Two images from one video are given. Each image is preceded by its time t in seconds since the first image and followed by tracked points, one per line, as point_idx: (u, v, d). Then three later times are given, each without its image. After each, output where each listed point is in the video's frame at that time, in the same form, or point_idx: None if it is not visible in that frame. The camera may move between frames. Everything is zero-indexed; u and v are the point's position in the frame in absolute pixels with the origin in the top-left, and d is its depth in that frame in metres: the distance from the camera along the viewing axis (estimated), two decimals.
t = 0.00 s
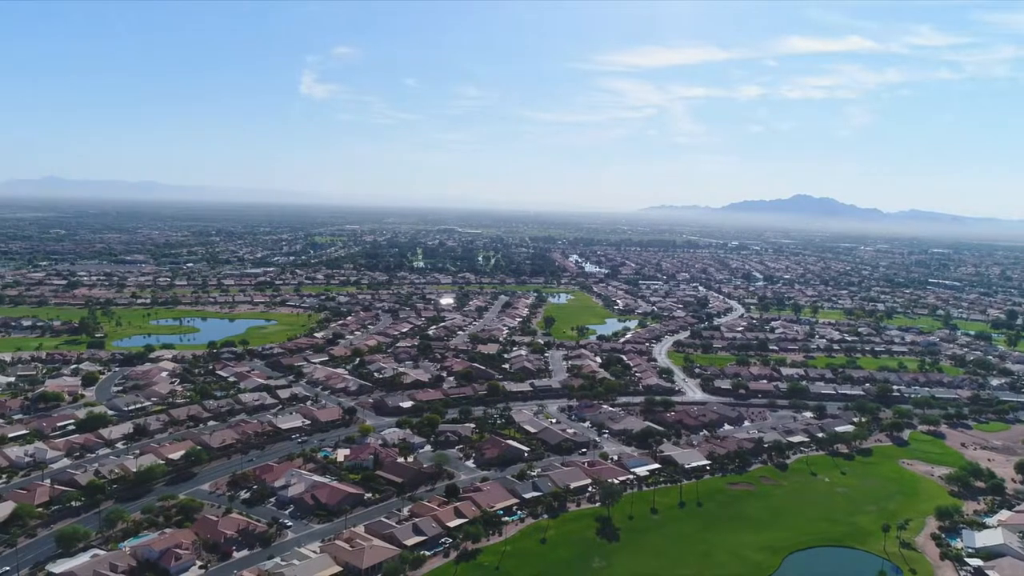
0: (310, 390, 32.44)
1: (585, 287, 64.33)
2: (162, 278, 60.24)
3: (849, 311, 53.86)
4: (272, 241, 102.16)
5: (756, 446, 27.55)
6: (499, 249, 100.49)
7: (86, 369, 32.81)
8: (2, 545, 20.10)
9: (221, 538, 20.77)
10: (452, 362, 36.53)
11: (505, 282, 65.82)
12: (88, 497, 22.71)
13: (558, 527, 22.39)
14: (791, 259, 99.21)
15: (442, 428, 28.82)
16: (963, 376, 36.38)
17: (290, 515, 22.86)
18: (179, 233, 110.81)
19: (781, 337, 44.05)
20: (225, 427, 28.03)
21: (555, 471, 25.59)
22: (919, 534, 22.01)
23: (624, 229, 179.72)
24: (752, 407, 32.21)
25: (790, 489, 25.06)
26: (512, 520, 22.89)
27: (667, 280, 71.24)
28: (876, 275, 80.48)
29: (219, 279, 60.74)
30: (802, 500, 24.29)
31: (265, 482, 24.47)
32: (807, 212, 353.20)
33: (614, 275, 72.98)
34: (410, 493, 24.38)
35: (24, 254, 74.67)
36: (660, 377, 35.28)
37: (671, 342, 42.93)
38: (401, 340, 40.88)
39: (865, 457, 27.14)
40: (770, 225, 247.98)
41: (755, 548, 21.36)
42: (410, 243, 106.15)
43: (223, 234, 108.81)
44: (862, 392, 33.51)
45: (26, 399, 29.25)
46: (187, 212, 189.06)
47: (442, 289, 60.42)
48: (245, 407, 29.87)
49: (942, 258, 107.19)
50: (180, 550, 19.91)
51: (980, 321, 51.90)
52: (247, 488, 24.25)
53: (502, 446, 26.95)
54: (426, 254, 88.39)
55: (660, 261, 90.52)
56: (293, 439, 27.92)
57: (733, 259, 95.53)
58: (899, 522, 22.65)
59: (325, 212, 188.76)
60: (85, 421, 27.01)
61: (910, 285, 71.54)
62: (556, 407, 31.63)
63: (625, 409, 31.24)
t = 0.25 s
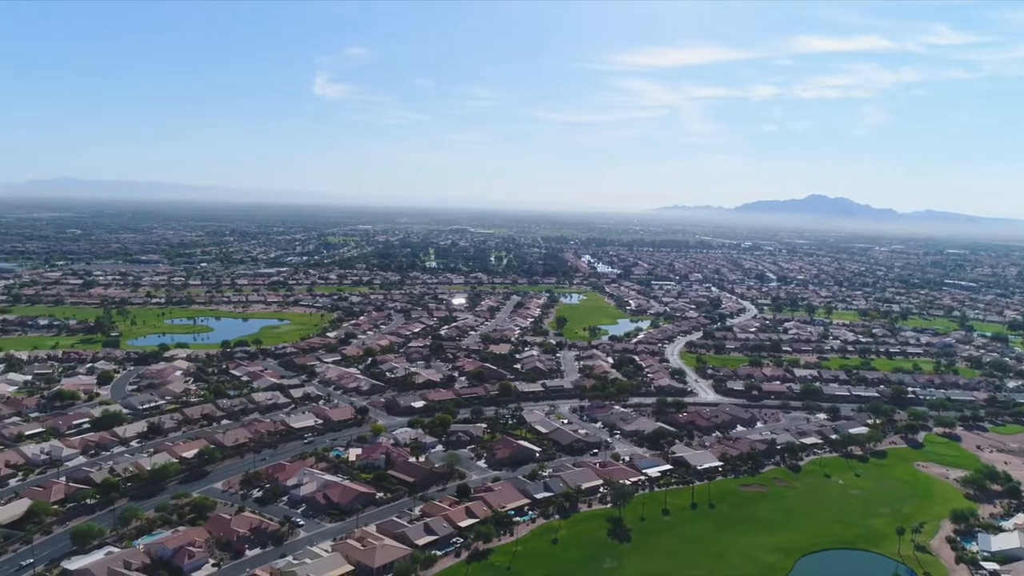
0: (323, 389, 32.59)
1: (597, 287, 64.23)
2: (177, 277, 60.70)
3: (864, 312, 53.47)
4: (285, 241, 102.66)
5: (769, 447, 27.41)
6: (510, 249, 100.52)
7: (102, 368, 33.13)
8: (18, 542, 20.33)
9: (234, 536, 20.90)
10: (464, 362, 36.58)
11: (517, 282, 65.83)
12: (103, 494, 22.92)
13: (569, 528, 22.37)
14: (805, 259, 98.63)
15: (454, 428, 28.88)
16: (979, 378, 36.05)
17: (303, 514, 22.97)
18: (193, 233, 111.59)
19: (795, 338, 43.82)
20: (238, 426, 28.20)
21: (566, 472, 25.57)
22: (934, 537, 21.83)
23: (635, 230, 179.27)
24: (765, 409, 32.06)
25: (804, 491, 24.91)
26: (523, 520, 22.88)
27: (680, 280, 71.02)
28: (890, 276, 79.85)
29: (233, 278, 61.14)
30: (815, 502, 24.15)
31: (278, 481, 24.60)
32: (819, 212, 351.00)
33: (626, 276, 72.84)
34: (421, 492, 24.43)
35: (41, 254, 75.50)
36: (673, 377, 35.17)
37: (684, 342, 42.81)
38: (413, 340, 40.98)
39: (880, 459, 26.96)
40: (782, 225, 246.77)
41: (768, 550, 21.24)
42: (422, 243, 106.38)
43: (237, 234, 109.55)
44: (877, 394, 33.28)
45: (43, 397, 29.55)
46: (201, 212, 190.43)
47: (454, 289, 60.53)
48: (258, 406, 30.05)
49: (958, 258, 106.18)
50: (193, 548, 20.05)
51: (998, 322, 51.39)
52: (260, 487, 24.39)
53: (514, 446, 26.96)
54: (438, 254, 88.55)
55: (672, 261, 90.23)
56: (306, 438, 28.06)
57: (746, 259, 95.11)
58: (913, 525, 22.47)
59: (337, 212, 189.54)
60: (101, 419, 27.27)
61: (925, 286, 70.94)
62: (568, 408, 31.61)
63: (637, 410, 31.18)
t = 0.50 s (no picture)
0: (335, 389, 32.72)
1: (609, 287, 64.12)
2: (191, 277, 61.16)
3: (879, 313, 53.07)
4: (298, 241, 103.20)
5: (782, 449, 27.28)
6: (523, 249, 100.54)
7: (117, 367, 33.44)
8: (34, 539, 20.55)
9: (247, 535, 21.02)
10: (476, 362, 36.64)
11: (530, 282, 65.83)
12: (118, 492, 23.12)
13: (581, 529, 22.34)
14: (820, 260, 97.98)
15: (466, 428, 28.92)
16: (996, 380, 35.67)
17: (315, 513, 23.06)
18: (208, 233, 112.50)
19: (809, 339, 43.55)
20: (252, 425, 28.37)
21: (578, 472, 25.55)
22: (949, 541, 21.62)
23: (647, 230, 178.99)
24: (779, 410, 31.88)
25: (817, 493, 24.75)
26: (535, 520, 22.88)
27: (692, 281, 70.78)
28: (906, 276, 79.18)
29: (247, 278, 61.57)
30: (829, 504, 23.99)
31: (291, 480, 24.72)
32: (832, 213, 348.66)
33: (639, 276, 72.70)
34: (433, 492, 24.47)
35: (58, 254, 76.34)
36: (685, 378, 35.07)
37: (697, 343, 42.67)
38: (425, 340, 41.07)
39: (894, 461, 26.75)
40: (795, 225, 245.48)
41: (781, 553, 21.11)
42: (434, 243, 106.63)
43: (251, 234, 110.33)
44: (892, 396, 33.03)
45: (59, 395, 29.86)
46: (216, 212, 191.73)
47: (467, 289, 60.63)
48: (272, 405, 30.22)
49: (975, 259, 105.13)
50: (207, 546, 20.19)
51: (1016, 324, 50.82)
52: (273, 486, 24.52)
53: (526, 446, 26.97)
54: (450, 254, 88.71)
55: (685, 261, 89.92)
56: (318, 437, 28.18)
57: (760, 260, 94.65)
58: (929, 528, 22.26)
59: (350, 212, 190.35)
60: (116, 418, 27.52)
61: (941, 287, 70.28)
62: (580, 408, 31.57)
63: (649, 411, 31.10)
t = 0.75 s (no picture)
0: (348, 388, 32.85)
1: (622, 288, 63.99)
2: (206, 277, 61.59)
3: (894, 314, 52.65)
4: (311, 241, 103.67)
5: (795, 450, 27.14)
6: (535, 249, 100.54)
7: (132, 366, 33.74)
8: (50, 536, 20.76)
9: (259, 533, 21.14)
10: (488, 362, 36.69)
11: (542, 282, 65.81)
12: (132, 490, 23.33)
13: (593, 530, 22.29)
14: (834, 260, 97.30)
15: (477, 428, 28.96)
16: (1014, 382, 35.30)
17: (327, 512, 23.16)
18: (222, 233, 113.34)
19: (823, 340, 43.30)
20: (265, 424, 28.54)
21: (590, 473, 25.52)
22: (965, 544, 21.40)
23: (659, 231, 178.43)
24: (792, 411, 31.72)
25: (831, 495, 24.59)
26: (547, 521, 22.86)
27: (705, 281, 70.54)
28: (922, 277, 78.52)
29: (261, 278, 61.98)
30: (843, 507, 23.82)
31: (303, 479, 24.84)
32: (844, 213, 346.20)
33: (651, 276, 72.53)
34: (445, 492, 24.51)
35: (75, 254, 77.18)
36: (698, 379, 34.97)
37: (709, 344, 42.52)
38: (438, 340, 41.16)
39: (909, 464, 26.54)
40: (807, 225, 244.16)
41: (794, 555, 20.98)
42: (447, 243, 106.83)
43: (265, 234, 111.10)
44: (907, 398, 32.78)
45: (75, 393, 30.15)
46: (229, 212, 193.06)
47: (479, 289, 60.71)
48: (284, 404, 30.38)
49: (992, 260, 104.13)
50: (220, 544, 20.32)
51: None
52: (285, 484, 24.65)
53: (537, 447, 26.98)
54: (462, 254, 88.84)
55: (698, 261, 89.61)
56: (331, 436, 28.30)
57: (774, 260, 94.12)
58: (944, 531, 22.06)
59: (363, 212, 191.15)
60: (130, 416, 27.76)
61: (958, 288, 69.63)
62: (592, 409, 31.54)
63: (661, 411, 31.03)
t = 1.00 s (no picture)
0: (360, 388, 32.97)
1: (634, 288, 63.84)
2: (219, 277, 61.98)
3: (909, 316, 52.24)
4: (324, 241, 104.09)
5: (808, 452, 26.99)
6: (546, 249, 100.50)
7: (146, 365, 33.99)
8: (65, 533, 20.96)
9: (272, 531, 21.26)
10: (499, 362, 36.72)
11: (554, 283, 65.77)
12: (146, 488, 23.51)
13: (604, 531, 22.26)
14: (849, 261, 96.57)
15: (488, 428, 29.00)
16: None
17: (339, 511, 23.24)
18: (236, 233, 114.07)
19: (837, 341, 43.03)
20: (277, 423, 28.69)
21: (601, 474, 25.48)
22: (980, 548, 21.20)
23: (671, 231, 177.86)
24: (805, 413, 31.55)
25: (844, 497, 24.44)
26: (557, 521, 22.85)
27: (718, 282, 70.28)
28: (937, 278, 77.84)
29: (274, 278, 62.37)
30: (856, 509, 23.66)
31: (315, 478, 24.94)
32: (856, 214, 343.84)
33: (664, 277, 72.34)
34: (456, 492, 24.54)
35: (91, 254, 77.93)
36: (710, 380, 34.85)
37: (722, 345, 42.36)
38: (449, 340, 41.23)
39: (924, 466, 26.34)
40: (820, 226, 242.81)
41: (806, 557, 20.86)
42: (459, 244, 107.00)
43: (278, 234, 111.77)
44: (922, 400, 32.52)
45: (90, 392, 30.43)
46: (242, 213, 194.33)
47: (491, 289, 60.78)
48: (297, 404, 30.53)
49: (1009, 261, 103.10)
50: (232, 542, 20.45)
51: None
52: (297, 484, 24.76)
53: (548, 447, 26.97)
54: (474, 255, 88.94)
55: (711, 262, 89.25)
56: (343, 436, 28.41)
57: (787, 261, 93.56)
58: (959, 535, 21.85)
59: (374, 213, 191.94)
60: (144, 415, 27.98)
61: (974, 289, 69.00)
62: (604, 409, 31.50)
63: (673, 412, 30.93)
